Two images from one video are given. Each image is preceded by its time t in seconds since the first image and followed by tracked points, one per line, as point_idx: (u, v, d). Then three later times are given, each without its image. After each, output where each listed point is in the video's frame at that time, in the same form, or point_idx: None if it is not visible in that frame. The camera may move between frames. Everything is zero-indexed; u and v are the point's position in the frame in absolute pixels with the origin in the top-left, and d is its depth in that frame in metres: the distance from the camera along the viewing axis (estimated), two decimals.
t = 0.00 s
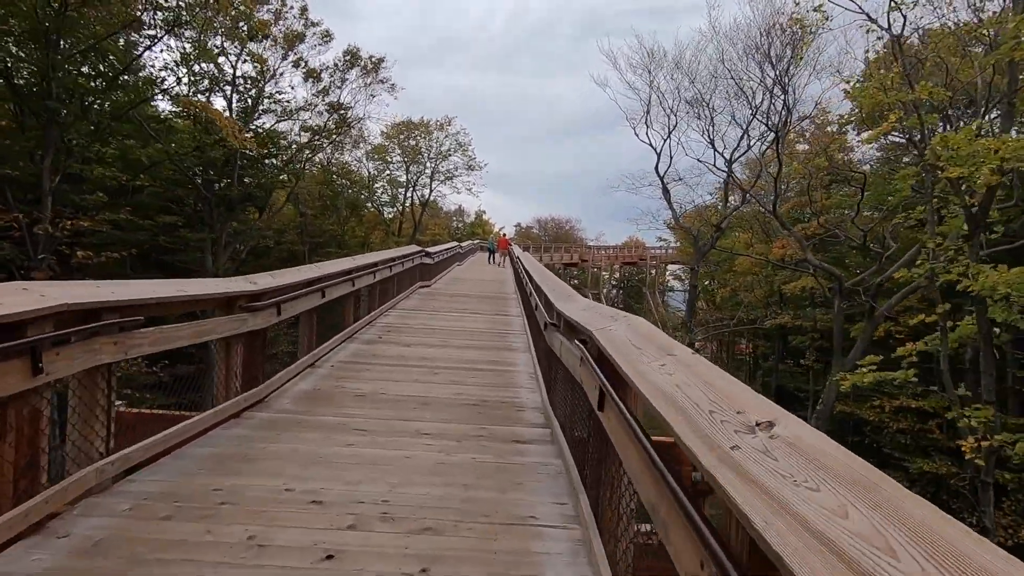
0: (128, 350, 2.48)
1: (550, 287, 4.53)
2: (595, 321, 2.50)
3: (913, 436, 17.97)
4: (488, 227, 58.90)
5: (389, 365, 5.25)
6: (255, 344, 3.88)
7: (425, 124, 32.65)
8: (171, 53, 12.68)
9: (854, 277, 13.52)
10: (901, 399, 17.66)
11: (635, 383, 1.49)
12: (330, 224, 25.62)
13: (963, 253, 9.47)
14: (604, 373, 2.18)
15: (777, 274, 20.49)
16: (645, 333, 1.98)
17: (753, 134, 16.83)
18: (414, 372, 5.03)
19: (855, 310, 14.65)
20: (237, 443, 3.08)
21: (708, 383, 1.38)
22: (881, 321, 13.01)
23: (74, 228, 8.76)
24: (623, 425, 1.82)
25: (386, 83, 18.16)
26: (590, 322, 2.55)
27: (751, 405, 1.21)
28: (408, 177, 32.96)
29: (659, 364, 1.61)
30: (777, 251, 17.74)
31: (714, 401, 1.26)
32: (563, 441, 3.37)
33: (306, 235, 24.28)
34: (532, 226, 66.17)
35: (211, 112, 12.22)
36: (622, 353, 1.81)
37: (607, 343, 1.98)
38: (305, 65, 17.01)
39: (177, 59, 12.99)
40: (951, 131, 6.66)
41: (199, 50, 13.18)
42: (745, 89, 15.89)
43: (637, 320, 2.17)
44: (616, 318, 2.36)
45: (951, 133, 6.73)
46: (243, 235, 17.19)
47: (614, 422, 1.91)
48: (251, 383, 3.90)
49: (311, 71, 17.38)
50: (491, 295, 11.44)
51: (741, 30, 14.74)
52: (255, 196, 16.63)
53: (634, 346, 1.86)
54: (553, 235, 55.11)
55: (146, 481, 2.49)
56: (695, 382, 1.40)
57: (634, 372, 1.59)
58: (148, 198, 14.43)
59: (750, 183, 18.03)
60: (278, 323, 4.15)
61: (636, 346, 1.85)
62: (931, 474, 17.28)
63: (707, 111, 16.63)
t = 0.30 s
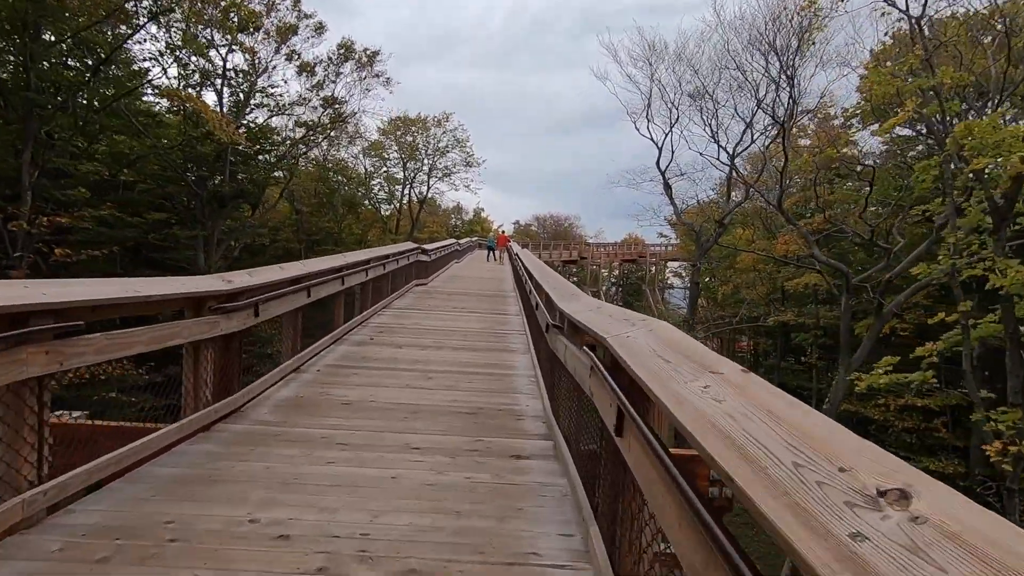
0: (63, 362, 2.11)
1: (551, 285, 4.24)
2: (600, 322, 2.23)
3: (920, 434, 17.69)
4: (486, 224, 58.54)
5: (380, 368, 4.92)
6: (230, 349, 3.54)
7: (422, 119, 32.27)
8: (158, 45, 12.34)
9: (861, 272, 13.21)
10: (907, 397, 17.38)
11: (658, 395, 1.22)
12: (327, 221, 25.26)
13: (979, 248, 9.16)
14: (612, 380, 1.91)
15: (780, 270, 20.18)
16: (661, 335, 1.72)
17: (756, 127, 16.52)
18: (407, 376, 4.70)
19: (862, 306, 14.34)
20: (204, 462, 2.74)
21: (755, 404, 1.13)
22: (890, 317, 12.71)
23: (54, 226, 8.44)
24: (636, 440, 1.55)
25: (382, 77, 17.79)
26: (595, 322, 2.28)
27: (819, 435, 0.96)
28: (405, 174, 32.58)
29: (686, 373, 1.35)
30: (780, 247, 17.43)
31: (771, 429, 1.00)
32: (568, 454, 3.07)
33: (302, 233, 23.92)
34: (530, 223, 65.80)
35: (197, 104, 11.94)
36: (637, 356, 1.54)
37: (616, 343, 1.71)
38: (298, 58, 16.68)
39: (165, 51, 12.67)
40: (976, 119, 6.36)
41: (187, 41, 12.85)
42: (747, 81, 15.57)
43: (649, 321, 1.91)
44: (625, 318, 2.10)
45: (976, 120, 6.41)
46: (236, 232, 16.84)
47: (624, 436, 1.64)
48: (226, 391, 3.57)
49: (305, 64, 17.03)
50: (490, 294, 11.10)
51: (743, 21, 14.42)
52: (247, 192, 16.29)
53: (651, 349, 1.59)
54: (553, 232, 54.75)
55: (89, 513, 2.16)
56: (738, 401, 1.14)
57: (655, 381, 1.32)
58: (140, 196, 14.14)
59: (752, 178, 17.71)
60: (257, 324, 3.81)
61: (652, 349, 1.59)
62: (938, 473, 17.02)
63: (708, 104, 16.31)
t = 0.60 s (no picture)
0: None
1: (554, 292, 3.92)
2: (614, 342, 1.93)
3: (924, 433, 17.45)
4: (484, 221, 58.14)
5: (370, 379, 4.59)
6: (201, 365, 3.22)
7: (418, 115, 31.87)
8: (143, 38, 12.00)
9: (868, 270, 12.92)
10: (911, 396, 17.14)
11: (694, 451, 0.92)
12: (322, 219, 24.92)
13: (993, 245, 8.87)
14: (628, 413, 1.61)
15: (781, 267, 19.92)
16: (690, 365, 1.42)
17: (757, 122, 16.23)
18: (399, 388, 4.37)
19: (867, 304, 14.06)
20: (164, 500, 2.42)
21: (861, 496, 0.76)
22: (897, 316, 12.43)
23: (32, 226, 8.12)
24: (663, 495, 1.25)
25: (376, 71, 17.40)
26: (607, 343, 1.98)
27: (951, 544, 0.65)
28: (402, 171, 32.21)
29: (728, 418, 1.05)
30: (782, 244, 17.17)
31: (874, 528, 0.69)
32: (574, 484, 2.76)
33: (297, 231, 23.57)
34: (528, 220, 65.42)
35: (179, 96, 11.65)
36: (663, 391, 1.24)
37: (634, 372, 1.42)
38: (290, 52, 16.31)
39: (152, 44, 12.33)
40: (1004, 112, 6.21)
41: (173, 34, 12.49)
42: (749, 74, 15.25)
43: (674, 346, 1.61)
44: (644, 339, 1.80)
45: (1003, 113, 6.25)
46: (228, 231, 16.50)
47: (647, 487, 1.34)
48: (197, 411, 3.24)
49: (297, 58, 16.65)
50: (487, 294, 10.79)
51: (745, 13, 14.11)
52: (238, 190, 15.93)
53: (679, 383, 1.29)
54: (550, 229, 54.54)
55: (11, 572, 1.85)
56: (807, 467, 0.84)
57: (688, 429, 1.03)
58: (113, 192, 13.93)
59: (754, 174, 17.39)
60: (232, 336, 3.49)
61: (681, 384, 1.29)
62: (943, 473, 16.79)
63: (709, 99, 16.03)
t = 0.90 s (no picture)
0: None
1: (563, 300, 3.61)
2: (645, 365, 1.64)
3: (932, 439, 17.10)
4: (484, 223, 57.81)
5: (363, 392, 4.25)
6: (170, 383, 2.88)
7: (418, 117, 31.58)
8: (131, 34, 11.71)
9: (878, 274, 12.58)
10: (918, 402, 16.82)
11: None
12: (320, 222, 24.60)
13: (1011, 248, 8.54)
14: (672, 456, 1.32)
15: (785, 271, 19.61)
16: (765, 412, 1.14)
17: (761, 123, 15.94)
18: (394, 403, 4.04)
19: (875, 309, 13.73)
20: (117, 545, 2.09)
21: None
22: (908, 321, 12.10)
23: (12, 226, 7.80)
24: None
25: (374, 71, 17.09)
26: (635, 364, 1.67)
27: None
28: (400, 174, 31.90)
29: (865, 518, 0.80)
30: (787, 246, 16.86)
31: None
32: (592, 519, 2.43)
33: (294, 234, 23.23)
34: (528, 223, 65.10)
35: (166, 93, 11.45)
36: (750, 455, 0.96)
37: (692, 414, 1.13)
38: (287, 52, 16.01)
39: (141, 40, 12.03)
40: None
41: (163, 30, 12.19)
42: (754, 74, 14.96)
43: (732, 381, 1.33)
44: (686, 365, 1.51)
45: None
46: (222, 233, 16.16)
47: (708, 562, 1.04)
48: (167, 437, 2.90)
49: (294, 58, 16.35)
50: (488, 298, 10.46)
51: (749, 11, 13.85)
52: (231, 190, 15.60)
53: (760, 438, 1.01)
54: (549, 232, 54.24)
55: None
56: None
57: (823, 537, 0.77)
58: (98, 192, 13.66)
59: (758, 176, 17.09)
60: (208, 349, 3.15)
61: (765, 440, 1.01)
62: (951, 480, 16.45)
63: (712, 99, 15.74)
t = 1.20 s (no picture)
0: None
1: (572, 314, 3.32)
2: (686, 409, 1.34)
3: (941, 445, 16.76)
4: (485, 224, 57.66)
5: (354, 411, 3.93)
6: (134, 408, 2.58)
7: (418, 118, 31.30)
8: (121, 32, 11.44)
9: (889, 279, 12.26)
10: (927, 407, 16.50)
11: None
12: (319, 224, 24.31)
13: None
14: (735, 550, 1.00)
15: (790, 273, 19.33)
16: (883, 510, 0.83)
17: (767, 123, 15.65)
18: (387, 424, 3.71)
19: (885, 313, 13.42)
20: None
21: None
22: (919, 326, 11.77)
23: None
24: None
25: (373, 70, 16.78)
26: (672, 406, 1.38)
27: None
28: (400, 175, 31.65)
29: None
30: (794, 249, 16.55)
31: None
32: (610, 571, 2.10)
33: (293, 236, 22.95)
34: (529, 224, 64.80)
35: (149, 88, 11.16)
36: None
37: (778, 502, 0.84)
38: (284, 51, 15.72)
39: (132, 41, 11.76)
40: None
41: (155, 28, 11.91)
42: (760, 73, 14.68)
43: (812, 448, 1.05)
44: (742, 418, 1.23)
45: None
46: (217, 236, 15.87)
47: None
48: (129, 469, 2.59)
49: (291, 57, 16.07)
50: (489, 303, 10.14)
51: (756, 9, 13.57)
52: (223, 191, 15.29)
53: (895, 560, 0.71)
54: (550, 233, 54.09)
55: None
56: None
57: None
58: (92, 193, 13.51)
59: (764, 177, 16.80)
60: (178, 369, 2.83)
61: (904, 563, 0.70)
62: (962, 487, 16.10)
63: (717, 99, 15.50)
